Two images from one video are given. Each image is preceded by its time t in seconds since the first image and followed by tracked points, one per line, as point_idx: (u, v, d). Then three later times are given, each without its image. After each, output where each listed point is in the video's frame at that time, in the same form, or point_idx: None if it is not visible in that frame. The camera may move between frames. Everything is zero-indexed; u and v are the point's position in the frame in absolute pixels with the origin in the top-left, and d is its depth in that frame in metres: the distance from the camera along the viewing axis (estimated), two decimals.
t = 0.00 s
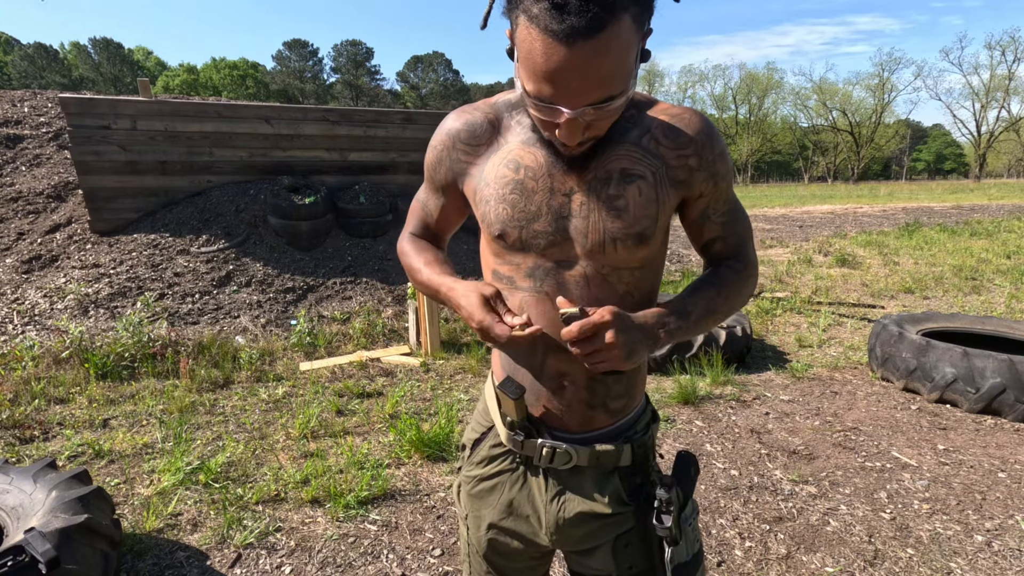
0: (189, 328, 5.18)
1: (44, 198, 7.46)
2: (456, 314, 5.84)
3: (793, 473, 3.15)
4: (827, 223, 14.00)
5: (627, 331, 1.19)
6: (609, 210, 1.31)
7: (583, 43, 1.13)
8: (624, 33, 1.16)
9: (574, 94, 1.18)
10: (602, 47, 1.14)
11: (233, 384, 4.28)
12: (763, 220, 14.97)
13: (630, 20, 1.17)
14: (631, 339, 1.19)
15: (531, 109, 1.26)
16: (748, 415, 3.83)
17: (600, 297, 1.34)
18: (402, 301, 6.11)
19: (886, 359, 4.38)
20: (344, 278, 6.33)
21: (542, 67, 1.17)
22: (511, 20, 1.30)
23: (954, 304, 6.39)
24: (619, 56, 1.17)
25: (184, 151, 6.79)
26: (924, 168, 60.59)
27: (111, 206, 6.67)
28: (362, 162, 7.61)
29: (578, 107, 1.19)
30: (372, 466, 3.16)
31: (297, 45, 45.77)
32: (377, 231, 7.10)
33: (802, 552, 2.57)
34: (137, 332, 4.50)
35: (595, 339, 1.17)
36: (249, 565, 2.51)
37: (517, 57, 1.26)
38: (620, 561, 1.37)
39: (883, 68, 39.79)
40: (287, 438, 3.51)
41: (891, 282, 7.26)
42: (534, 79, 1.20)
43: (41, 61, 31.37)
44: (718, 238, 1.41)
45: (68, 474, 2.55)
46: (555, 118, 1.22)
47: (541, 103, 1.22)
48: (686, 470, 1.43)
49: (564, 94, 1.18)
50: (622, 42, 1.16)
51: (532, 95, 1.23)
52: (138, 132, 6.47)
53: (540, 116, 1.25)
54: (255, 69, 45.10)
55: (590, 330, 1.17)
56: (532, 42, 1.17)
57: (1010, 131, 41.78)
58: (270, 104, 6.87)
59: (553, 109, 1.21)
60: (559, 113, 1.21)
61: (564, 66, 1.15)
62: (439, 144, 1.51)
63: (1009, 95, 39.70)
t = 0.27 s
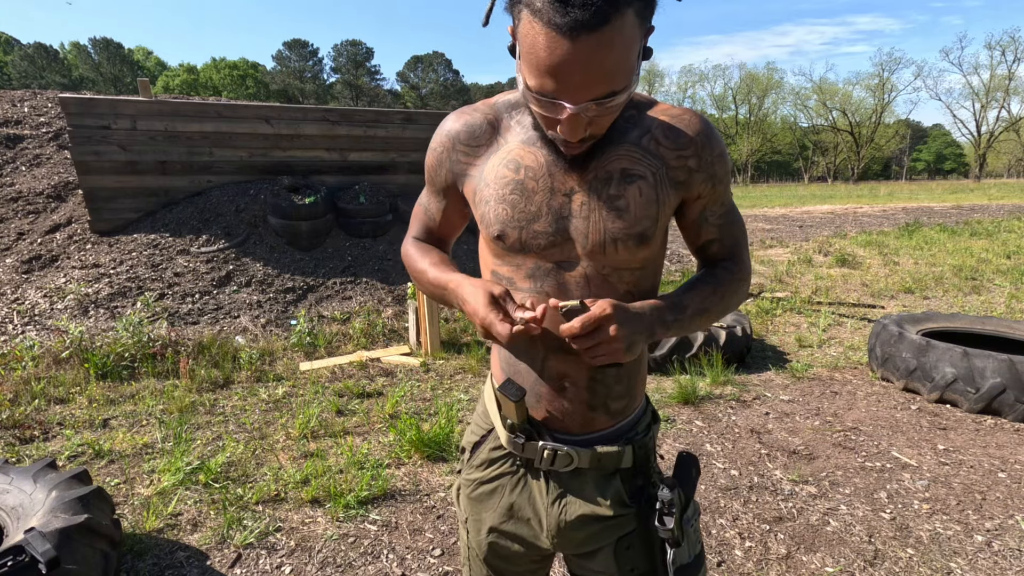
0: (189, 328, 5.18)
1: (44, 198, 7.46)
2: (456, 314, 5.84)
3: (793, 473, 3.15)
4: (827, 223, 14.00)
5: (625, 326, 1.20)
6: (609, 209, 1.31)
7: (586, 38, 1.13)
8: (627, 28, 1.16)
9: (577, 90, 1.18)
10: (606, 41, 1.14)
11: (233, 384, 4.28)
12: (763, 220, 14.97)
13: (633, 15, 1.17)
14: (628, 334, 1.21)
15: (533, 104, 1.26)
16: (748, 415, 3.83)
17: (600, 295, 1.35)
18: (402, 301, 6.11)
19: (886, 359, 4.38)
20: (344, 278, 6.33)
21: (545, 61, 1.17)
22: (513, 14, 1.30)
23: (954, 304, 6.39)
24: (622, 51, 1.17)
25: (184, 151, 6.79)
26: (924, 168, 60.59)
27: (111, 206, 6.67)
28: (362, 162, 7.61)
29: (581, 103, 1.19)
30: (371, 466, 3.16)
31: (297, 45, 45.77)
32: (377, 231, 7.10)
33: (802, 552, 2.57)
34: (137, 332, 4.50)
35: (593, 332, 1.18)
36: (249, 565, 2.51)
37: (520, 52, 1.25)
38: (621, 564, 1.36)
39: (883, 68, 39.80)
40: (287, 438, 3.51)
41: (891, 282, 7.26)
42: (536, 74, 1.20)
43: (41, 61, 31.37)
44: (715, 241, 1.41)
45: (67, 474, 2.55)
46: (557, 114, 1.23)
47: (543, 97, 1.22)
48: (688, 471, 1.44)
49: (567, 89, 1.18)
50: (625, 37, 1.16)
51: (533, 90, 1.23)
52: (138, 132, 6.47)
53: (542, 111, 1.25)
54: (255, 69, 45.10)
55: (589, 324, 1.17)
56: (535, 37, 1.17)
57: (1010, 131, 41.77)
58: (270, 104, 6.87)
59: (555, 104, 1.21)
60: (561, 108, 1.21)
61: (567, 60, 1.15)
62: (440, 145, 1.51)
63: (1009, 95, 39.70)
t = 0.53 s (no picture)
0: (189, 328, 5.18)
1: (44, 198, 7.46)
2: (456, 314, 5.84)
3: (793, 473, 3.16)
4: (827, 223, 14.00)
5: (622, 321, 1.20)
6: (610, 208, 1.31)
7: (587, 33, 1.13)
8: (628, 24, 1.16)
9: (577, 86, 1.18)
10: (606, 37, 1.14)
11: (233, 384, 4.28)
12: (763, 220, 14.97)
13: (634, 11, 1.17)
14: (625, 329, 1.21)
15: (533, 100, 1.27)
16: (748, 415, 3.83)
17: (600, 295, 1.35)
18: (402, 301, 6.11)
19: (886, 359, 4.38)
20: (344, 278, 6.33)
21: (545, 57, 1.17)
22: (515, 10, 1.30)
23: (954, 304, 6.39)
24: (622, 47, 1.16)
25: (184, 151, 6.80)
26: (924, 168, 60.58)
27: (111, 206, 6.67)
28: (362, 162, 7.62)
29: (581, 99, 1.20)
30: (371, 466, 3.16)
31: (297, 45, 45.78)
32: (377, 231, 7.10)
33: (802, 552, 2.57)
34: (137, 332, 4.49)
35: (590, 326, 1.18)
36: (249, 565, 2.51)
37: (521, 49, 1.25)
38: (620, 566, 1.37)
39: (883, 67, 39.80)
40: (287, 438, 3.51)
41: (891, 282, 7.26)
42: (537, 70, 1.20)
43: (41, 61, 31.37)
44: (716, 241, 1.42)
45: (67, 474, 2.55)
46: (557, 110, 1.23)
47: (543, 94, 1.22)
48: (688, 474, 1.44)
49: (567, 85, 1.18)
50: (625, 33, 1.16)
51: (534, 86, 1.23)
52: (138, 132, 6.47)
53: (543, 108, 1.25)
54: (255, 69, 45.10)
55: (588, 319, 1.17)
56: (536, 33, 1.17)
57: (1010, 130, 41.76)
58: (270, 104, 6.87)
59: (556, 100, 1.21)
60: (562, 104, 1.21)
61: (567, 56, 1.15)
62: (439, 145, 1.51)
63: (1009, 95, 39.70)
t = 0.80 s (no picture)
0: (189, 328, 5.18)
1: (44, 198, 7.46)
2: (455, 314, 5.84)
3: (793, 473, 3.16)
4: (827, 223, 14.01)
5: (622, 310, 1.21)
6: (611, 206, 1.32)
7: (586, 25, 1.13)
8: (627, 17, 1.16)
9: (576, 78, 1.18)
10: (605, 29, 1.14)
11: (233, 384, 4.28)
12: (763, 220, 14.98)
13: (633, 5, 1.17)
14: (625, 317, 1.21)
15: (533, 93, 1.26)
16: (748, 415, 3.83)
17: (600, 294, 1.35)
18: (402, 301, 6.11)
19: (886, 359, 4.38)
20: (344, 278, 6.33)
21: (545, 49, 1.17)
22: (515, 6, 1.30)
23: (954, 304, 6.39)
24: (621, 40, 1.17)
25: (184, 151, 6.80)
26: (924, 168, 60.59)
27: (110, 206, 6.67)
28: (362, 162, 7.62)
29: (581, 91, 1.19)
30: (371, 466, 3.16)
31: (297, 45, 45.77)
32: (377, 231, 7.10)
33: (802, 552, 2.57)
34: (137, 332, 4.49)
35: (589, 308, 1.18)
36: (249, 565, 2.51)
37: (521, 42, 1.25)
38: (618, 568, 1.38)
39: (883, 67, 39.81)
40: (287, 438, 3.51)
41: (891, 282, 7.26)
42: (537, 62, 1.20)
43: (41, 61, 31.36)
44: (718, 243, 1.41)
45: (68, 474, 2.55)
46: (557, 103, 1.23)
47: (543, 86, 1.22)
48: (688, 476, 1.44)
49: (566, 77, 1.18)
50: (624, 25, 1.16)
51: (534, 78, 1.23)
52: (138, 132, 6.47)
53: (543, 101, 1.25)
54: (255, 69, 45.09)
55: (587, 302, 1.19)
56: (535, 24, 1.17)
57: (1010, 130, 41.77)
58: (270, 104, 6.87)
59: (556, 92, 1.21)
60: (562, 96, 1.21)
61: (566, 47, 1.15)
62: (439, 144, 1.50)
63: (1009, 95, 39.71)
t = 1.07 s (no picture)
0: (189, 329, 5.18)
1: (44, 198, 7.46)
2: (455, 314, 5.84)
3: (793, 473, 3.16)
4: (827, 223, 14.01)
5: (619, 305, 1.21)
6: (612, 206, 1.32)
7: (591, 28, 1.13)
8: (632, 21, 1.16)
9: (580, 80, 1.18)
10: (609, 32, 1.14)
11: (233, 384, 4.28)
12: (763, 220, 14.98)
13: (638, 10, 1.18)
14: (624, 313, 1.21)
15: (538, 94, 1.27)
16: (748, 415, 3.83)
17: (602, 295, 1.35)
18: (402, 301, 6.11)
19: (886, 359, 4.38)
20: (344, 278, 6.33)
21: (550, 51, 1.18)
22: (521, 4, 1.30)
23: (954, 304, 6.39)
24: (625, 43, 1.17)
25: (184, 151, 6.80)
26: (924, 168, 60.60)
27: (110, 206, 6.67)
28: (362, 162, 7.62)
29: (585, 94, 1.20)
30: (372, 466, 3.15)
31: (297, 45, 45.78)
32: (377, 231, 7.11)
33: (802, 552, 2.57)
34: (137, 332, 4.49)
35: (583, 296, 1.20)
36: (249, 565, 2.51)
37: (526, 44, 1.26)
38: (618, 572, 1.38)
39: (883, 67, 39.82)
40: (287, 438, 3.51)
41: (891, 282, 7.27)
42: (542, 63, 1.20)
43: (41, 61, 31.35)
44: (723, 243, 1.39)
45: (68, 474, 2.55)
46: (561, 105, 1.23)
47: (547, 88, 1.23)
48: (688, 478, 1.44)
49: (570, 79, 1.18)
50: (629, 29, 1.16)
51: (538, 80, 1.23)
52: (138, 132, 6.47)
53: (547, 102, 1.25)
54: (255, 69, 45.09)
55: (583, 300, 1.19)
56: (540, 26, 1.17)
57: (1010, 130, 41.77)
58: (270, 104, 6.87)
59: (560, 94, 1.21)
60: (565, 98, 1.21)
61: (571, 50, 1.15)
62: (438, 139, 1.50)
63: (1009, 95, 39.71)
